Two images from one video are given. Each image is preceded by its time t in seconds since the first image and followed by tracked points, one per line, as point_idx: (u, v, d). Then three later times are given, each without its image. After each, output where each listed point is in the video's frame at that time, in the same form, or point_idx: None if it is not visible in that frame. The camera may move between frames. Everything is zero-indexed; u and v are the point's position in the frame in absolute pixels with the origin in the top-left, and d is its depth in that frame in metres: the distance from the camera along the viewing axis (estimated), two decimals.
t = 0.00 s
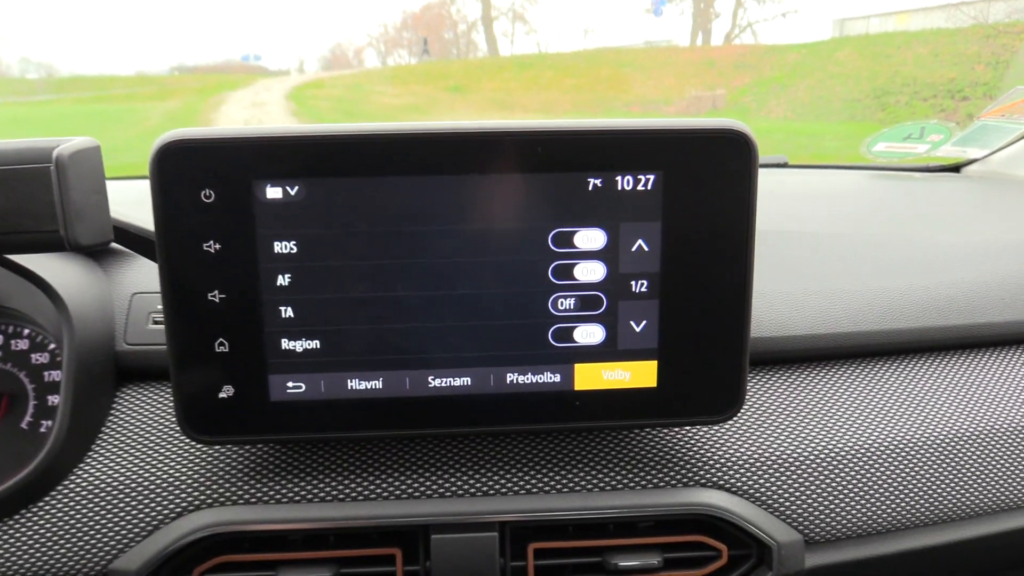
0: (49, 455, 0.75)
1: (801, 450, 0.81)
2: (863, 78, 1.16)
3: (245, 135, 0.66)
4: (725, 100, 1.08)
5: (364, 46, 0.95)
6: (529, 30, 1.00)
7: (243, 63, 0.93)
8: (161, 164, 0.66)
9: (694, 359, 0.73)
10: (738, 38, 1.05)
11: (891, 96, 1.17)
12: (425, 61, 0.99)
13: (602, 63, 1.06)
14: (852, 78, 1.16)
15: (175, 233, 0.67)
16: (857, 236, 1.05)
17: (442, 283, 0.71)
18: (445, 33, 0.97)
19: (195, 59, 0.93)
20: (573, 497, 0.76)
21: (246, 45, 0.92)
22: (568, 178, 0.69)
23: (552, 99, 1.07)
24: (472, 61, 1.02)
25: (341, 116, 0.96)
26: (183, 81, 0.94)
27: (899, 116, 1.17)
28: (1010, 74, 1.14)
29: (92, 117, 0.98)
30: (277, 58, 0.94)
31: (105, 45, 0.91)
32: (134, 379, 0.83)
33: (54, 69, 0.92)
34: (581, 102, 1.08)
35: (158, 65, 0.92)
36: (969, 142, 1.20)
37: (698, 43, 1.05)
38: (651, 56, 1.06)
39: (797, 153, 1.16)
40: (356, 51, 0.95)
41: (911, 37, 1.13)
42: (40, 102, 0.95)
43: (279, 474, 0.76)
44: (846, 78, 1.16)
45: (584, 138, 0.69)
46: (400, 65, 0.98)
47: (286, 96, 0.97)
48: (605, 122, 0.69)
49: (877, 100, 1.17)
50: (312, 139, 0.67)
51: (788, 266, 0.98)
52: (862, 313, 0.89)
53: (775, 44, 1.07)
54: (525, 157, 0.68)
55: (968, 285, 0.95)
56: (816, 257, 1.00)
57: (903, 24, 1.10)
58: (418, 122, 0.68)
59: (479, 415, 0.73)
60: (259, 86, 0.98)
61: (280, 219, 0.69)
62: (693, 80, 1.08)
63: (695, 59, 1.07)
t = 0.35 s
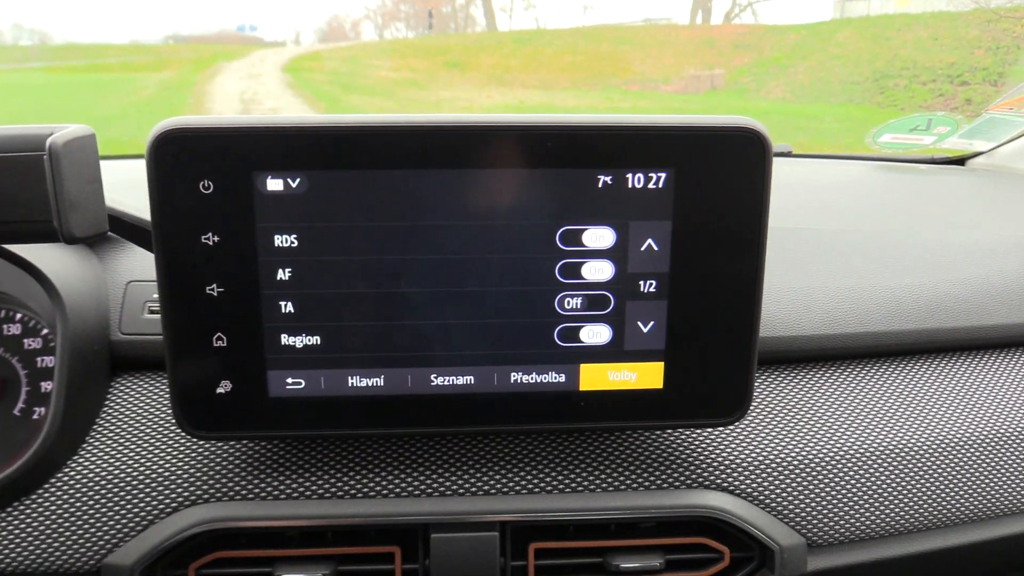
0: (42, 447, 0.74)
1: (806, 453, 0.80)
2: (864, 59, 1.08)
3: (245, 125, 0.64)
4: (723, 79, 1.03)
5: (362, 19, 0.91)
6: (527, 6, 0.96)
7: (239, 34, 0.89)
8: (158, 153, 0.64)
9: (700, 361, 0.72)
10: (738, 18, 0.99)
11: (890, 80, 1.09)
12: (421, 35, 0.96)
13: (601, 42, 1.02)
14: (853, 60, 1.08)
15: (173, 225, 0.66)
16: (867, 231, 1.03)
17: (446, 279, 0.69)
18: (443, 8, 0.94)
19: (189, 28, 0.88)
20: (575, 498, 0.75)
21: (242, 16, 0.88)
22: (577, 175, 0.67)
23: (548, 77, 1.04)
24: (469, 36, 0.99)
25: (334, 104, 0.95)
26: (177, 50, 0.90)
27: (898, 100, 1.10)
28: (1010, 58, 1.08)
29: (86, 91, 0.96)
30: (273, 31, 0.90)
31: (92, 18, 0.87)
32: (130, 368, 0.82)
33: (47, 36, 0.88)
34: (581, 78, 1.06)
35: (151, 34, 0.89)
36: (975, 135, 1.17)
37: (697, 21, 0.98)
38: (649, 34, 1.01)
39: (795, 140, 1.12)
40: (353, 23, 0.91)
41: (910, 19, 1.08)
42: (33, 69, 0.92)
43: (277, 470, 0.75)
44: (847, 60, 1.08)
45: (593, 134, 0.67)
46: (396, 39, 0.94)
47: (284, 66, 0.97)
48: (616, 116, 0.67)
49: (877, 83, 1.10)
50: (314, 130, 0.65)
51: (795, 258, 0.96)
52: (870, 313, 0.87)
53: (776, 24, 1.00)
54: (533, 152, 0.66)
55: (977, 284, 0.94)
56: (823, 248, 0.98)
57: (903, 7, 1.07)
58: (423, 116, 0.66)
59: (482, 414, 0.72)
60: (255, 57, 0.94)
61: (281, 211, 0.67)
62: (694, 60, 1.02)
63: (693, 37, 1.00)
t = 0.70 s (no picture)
0: (38, 432, 0.73)
1: (807, 451, 0.80)
2: (860, 51, 1.06)
3: (248, 111, 0.63)
4: (721, 69, 1.03)
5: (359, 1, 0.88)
6: None
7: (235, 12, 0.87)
8: (159, 137, 0.63)
9: (704, 358, 0.72)
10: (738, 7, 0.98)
11: (888, 73, 1.08)
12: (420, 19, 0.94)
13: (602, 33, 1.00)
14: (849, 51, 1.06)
15: (174, 211, 0.65)
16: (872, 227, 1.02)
17: (451, 270, 0.68)
18: None
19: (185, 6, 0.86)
20: (576, 492, 0.75)
21: None
22: (584, 167, 0.66)
23: (547, 63, 1.00)
24: (469, 21, 0.96)
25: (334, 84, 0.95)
26: (175, 29, 0.88)
27: (895, 93, 1.09)
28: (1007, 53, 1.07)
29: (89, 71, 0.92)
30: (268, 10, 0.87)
31: None
32: (128, 354, 0.81)
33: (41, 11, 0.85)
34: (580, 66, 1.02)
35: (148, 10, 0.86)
36: (977, 132, 1.17)
37: (696, 10, 0.97)
38: (649, 21, 0.99)
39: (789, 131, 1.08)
40: (349, 5, 0.88)
41: (909, 12, 1.07)
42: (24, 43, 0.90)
43: (276, 460, 0.75)
44: (845, 52, 1.05)
45: (603, 126, 0.66)
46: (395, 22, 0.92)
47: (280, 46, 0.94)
48: (624, 109, 0.66)
49: (875, 75, 1.08)
50: (317, 116, 0.64)
51: (799, 252, 0.95)
52: (874, 311, 0.87)
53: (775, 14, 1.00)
54: (539, 143, 0.66)
55: (981, 282, 0.93)
56: (827, 243, 0.98)
57: None
58: (427, 102, 0.64)
59: (484, 407, 0.71)
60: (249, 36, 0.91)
61: (284, 199, 0.66)
62: (690, 48, 1.02)
63: (692, 26, 0.99)
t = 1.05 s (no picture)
0: (33, 413, 0.72)
1: (810, 437, 0.80)
2: (860, 46, 1.05)
3: (248, 88, 0.63)
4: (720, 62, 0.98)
5: None
6: None
7: None
8: (159, 114, 0.62)
9: (707, 342, 0.71)
10: None
11: (888, 67, 1.07)
12: (421, 10, 0.91)
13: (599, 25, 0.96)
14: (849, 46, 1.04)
15: (172, 189, 0.64)
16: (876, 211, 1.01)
17: (453, 252, 0.67)
18: None
19: None
20: (577, 477, 0.74)
21: None
22: (589, 148, 0.65)
23: (545, 55, 0.96)
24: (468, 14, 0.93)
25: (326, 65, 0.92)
26: (173, 18, 0.87)
27: (895, 88, 1.08)
28: (1007, 48, 1.08)
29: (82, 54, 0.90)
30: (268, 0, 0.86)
31: None
32: (125, 337, 0.79)
33: None
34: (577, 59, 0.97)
35: None
36: (979, 122, 1.18)
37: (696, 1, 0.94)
38: (649, 14, 0.96)
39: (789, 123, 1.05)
40: None
41: (909, 7, 1.06)
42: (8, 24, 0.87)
43: (274, 443, 0.74)
44: (844, 47, 1.04)
45: (606, 107, 0.65)
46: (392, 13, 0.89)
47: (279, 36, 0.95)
48: (630, 89, 0.65)
49: (874, 70, 1.06)
50: (319, 94, 0.63)
51: (804, 239, 0.94)
52: (878, 298, 0.86)
53: (775, 8, 0.95)
54: (542, 123, 0.65)
55: (987, 271, 0.92)
56: (832, 229, 0.96)
57: None
58: (424, 82, 0.64)
59: (485, 391, 0.71)
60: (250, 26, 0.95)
61: (284, 178, 0.65)
62: (689, 41, 0.97)
63: (692, 20, 0.96)
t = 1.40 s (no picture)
0: (32, 391, 0.72)
1: (811, 429, 0.79)
2: (864, 45, 1.04)
3: (252, 66, 0.62)
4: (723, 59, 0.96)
5: None
6: None
7: None
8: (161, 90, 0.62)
9: (709, 330, 0.71)
10: None
11: (891, 66, 1.06)
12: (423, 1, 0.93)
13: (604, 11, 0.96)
14: (853, 44, 1.03)
15: (174, 166, 0.64)
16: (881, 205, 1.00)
17: (455, 235, 0.67)
18: None
19: None
20: (577, 465, 0.74)
21: None
22: (594, 132, 0.65)
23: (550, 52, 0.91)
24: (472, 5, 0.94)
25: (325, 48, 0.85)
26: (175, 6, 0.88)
27: (898, 87, 1.07)
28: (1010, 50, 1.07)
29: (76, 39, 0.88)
30: None
31: None
32: (124, 316, 0.79)
33: None
34: (580, 53, 0.95)
35: None
36: (985, 119, 1.16)
37: None
38: (654, 10, 0.97)
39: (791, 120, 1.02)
40: None
41: (914, 7, 1.04)
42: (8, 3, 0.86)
43: (273, 425, 0.74)
44: (848, 45, 1.03)
45: (612, 91, 0.64)
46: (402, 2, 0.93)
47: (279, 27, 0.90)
48: (636, 73, 0.65)
49: (878, 69, 1.05)
50: (323, 73, 0.63)
51: (808, 232, 0.93)
52: (881, 292, 0.86)
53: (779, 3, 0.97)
54: (546, 107, 0.64)
55: (991, 267, 0.92)
56: (836, 222, 0.96)
57: None
58: (427, 64, 0.63)
59: (485, 375, 0.70)
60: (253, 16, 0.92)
61: (287, 157, 0.64)
62: (694, 37, 0.97)
63: (695, 15, 0.98)
